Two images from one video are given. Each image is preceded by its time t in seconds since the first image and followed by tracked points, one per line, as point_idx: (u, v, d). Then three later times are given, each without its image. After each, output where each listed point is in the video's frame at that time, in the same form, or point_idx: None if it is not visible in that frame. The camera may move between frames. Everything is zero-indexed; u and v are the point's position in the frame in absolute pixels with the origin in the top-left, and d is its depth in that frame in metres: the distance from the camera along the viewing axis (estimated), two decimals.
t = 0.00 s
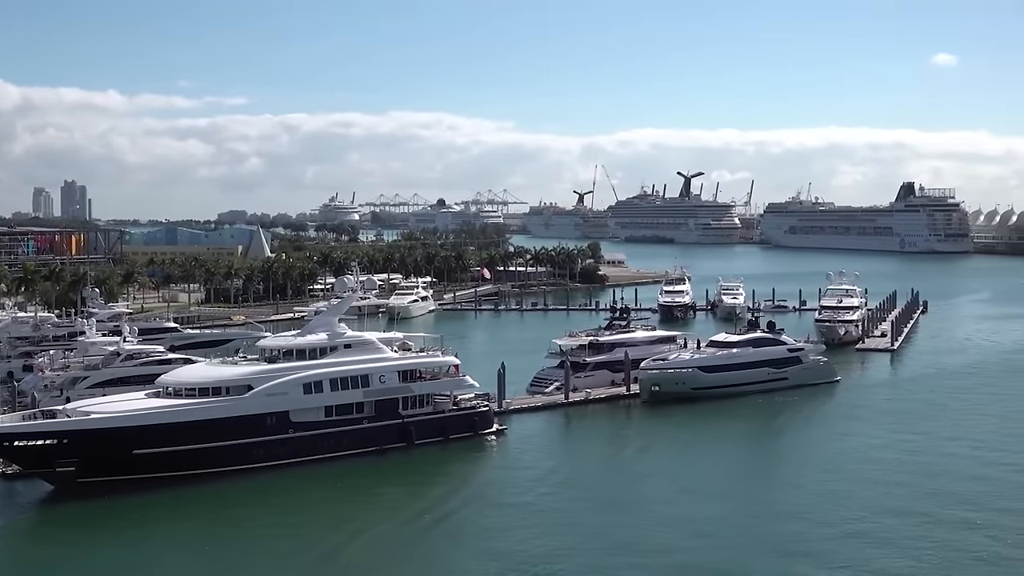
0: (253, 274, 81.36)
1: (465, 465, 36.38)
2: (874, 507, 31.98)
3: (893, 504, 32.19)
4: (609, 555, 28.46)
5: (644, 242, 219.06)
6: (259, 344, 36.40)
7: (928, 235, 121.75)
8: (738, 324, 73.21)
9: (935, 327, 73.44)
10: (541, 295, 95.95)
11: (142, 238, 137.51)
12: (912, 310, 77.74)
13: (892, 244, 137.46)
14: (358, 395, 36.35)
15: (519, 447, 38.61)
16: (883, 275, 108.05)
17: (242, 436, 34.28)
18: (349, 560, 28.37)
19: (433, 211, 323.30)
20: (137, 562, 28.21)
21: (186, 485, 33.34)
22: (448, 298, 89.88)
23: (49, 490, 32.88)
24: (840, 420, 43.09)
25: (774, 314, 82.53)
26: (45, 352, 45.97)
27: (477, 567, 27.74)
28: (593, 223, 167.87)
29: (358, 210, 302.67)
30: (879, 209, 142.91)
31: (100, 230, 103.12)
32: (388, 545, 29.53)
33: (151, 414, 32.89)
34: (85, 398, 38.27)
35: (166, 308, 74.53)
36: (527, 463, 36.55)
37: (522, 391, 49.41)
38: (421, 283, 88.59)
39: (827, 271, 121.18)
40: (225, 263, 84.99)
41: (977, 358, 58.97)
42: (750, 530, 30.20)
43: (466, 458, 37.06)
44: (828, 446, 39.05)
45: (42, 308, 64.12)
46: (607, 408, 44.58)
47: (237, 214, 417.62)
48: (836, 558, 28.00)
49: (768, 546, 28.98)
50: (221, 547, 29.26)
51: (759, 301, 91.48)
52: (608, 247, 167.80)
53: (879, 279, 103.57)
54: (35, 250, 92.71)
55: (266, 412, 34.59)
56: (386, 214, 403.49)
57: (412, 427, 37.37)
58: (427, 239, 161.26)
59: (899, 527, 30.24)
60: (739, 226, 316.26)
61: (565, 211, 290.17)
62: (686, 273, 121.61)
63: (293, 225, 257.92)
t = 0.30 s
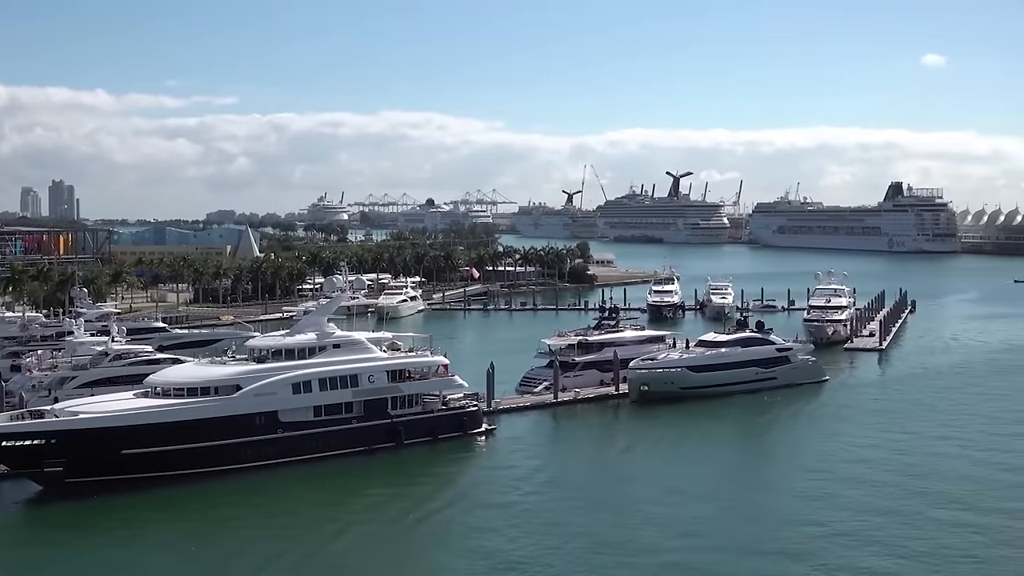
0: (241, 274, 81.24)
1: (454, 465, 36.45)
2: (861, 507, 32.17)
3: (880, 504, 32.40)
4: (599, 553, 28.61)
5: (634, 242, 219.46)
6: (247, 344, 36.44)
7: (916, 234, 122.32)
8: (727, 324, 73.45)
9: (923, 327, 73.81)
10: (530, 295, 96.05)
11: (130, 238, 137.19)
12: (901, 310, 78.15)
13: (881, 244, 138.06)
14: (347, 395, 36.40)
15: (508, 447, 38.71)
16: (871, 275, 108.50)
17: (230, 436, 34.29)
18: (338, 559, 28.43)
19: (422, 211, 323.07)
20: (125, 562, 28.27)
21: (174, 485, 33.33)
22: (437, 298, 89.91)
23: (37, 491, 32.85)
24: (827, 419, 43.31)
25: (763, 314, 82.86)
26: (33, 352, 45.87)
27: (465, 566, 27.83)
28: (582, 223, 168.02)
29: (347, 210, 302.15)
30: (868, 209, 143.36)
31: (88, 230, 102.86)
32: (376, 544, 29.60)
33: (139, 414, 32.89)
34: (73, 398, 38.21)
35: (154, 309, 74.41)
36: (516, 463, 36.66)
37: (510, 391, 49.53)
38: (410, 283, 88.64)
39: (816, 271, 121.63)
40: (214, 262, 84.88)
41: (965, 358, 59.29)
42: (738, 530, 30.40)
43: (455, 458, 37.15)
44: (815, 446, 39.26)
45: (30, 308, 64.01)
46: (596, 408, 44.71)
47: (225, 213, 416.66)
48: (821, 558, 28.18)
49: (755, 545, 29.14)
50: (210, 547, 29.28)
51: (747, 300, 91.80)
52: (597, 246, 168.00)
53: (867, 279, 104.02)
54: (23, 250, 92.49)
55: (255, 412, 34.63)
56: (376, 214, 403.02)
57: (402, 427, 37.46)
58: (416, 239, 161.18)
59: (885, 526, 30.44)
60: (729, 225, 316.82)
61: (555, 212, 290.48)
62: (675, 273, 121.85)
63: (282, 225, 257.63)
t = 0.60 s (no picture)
0: (229, 274, 81.05)
1: (442, 465, 36.51)
2: (847, 506, 32.39)
3: (864, 504, 32.61)
4: (586, 552, 28.76)
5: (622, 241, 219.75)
6: (234, 343, 36.45)
7: (903, 234, 122.85)
8: (715, 323, 73.64)
9: (909, 326, 74.16)
10: (518, 295, 96.10)
11: (117, 238, 136.67)
12: (887, 310, 78.50)
13: (868, 244, 138.58)
14: (335, 394, 36.45)
15: (495, 447, 38.78)
16: (858, 275, 108.93)
17: (219, 436, 34.28)
18: (326, 559, 28.48)
19: (410, 211, 322.54)
20: (112, 563, 28.27)
21: (161, 485, 33.29)
22: (425, 297, 89.89)
23: (23, 491, 32.85)
24: (813, 419, 43.52)
25: (750, 314, 83.14)
26: (19, 352, 45.73)
27: (454, 567, 27.90)
28: (570, 222, 168.11)
29: (335, 209, 301.42)
30: (855, 209, 143.85)
31: (74, 230, 102.46)
32: (363, 544, 29.65)
33: (126, 414, 32.85)
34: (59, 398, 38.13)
35: (141, 308, 74.23)
36: (503, 463, 36.72)
37: (498, 390, 49.61)
38: (398, 283, 88.60)
39: (803, 271, 122.00)
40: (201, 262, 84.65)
41: (951, 358, 59.61)
42: (724, 529, 30.56)
43: (443, 458, 37.21)
44: (801, 446, 39.46)
45: (16, 308, 63.74)
46: (583, 408, 44.84)
47: (212, 213, 415.34)
48: (807, 557, 28.39)
49: (741, 544, 29.33)
50: (198, 547, 29.31)
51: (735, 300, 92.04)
52: (585, 246, 168.13)
53: (854, 279, 104.43)
54: (8, 249, 92.07)
55: (242, 411, 34.62)
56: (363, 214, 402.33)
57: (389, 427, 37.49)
58: (404, 239, 160.97)
59: (870, 526, 30.67)
60: (716, 224, 317.43)
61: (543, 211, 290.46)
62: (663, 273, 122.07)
63: (269, 225, 256.97)
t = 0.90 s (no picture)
0: (214, 274, 80.73)
1: (429, 465, 36.52)
2: (834, 506, 32.61)
3: (849, 504, 32.81)
4: (573, 552, 28.87)
5: (608, 241, 220.01)
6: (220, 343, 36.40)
7: (888, 234, 123.45)
8: (701, 323, 73.82)
9: (894, 326, 74.54)
10: (504, 295, 96.14)
11: (101, 237, 135.94)
12: (872, 310, 78.87)
13: (853, 244, 139.22)
14: (321, 394, 36.43)
15: (482, 447, 38.82)
16: (843, 275, 109.42)
17: (206, 436, 34.23)
18: (315, 559, 28.50)
19: (396, 211, 322.02)
20: (100, 562, 28.23)
21: (148, 485, 33.22)
22: (411, 297, 89.85)
23: (9, 492, 32.72)
24: (799, 419, 43.75)
25: (736, 314, 83.41)
26: (4, 352, 45.48)
27: (445, 566, 27.97)
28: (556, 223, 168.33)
29: (320, 209, 300.64)
30: (840, 209, 144.39)
31: (59, 230, 101.88)
32: (351, 543, 29.67)
33: (113, 415, 32.76)
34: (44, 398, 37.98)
35: (126, 309, 73.91)
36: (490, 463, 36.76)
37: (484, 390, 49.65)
38: (384, 283, 88.50)
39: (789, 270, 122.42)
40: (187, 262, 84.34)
41: (936, 358, 59.98)
42: (711, 529, 30.70)
43: (430, 458, 37.24)
44: (787, 446, 39.66)
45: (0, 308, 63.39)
46: (570, 407, 44.95)
47: (197, 213, 413.60)
48: (794, 556, 28.56)
49: (728, 544, 29.51)
50: (186, 547, 29.28)
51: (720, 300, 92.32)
52: (572, 246, 168.24)
53: (839, 279, 104.90)
54: None
55: (229, 411, 34.58)
56: (349, 214, 401.47)
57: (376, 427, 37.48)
58: (390, 239, 160.67)
59: (856, 525, 30.88)
60: (702, 224, 318.25)
61: (529, 211, 290.50)
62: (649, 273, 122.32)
63: (254, 224, 256.03)
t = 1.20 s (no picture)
0: (199, 274, 80.44)
1: (415, 465, 36.40)
2: (820, 506, 32.65)
3: (835, 504, 32.85)
4: (560, 552, 28.80)
5: (595, 240, 220.22)
6: (205, 344, 36.19)
7: (873, 234, 123.91)
8: (687, 323, 73.91)
9: (879, 326, 74.81)
10: (490, 295, 96.13)
11: (86, 238, 135.24)
12: (858, 309, 79.10)
13: (838, 244, 139.74)
14: (306, 395, 36.27)
15: (469, 447, 38.73)
16: (829, 275, 109.81)
17: (191, 436, 34.03)
18: (301, 559, 28.39)
19: (382, 211, 321.46)
20: (85, 563, 28.08)
21: (132, 486, 33.01)
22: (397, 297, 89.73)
23: None
24: (785, 419, 43.81)
25: (722, 313, 83.59)
26: None
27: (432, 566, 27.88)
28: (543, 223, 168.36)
29: (307, 208, 299.94)
30: (825, 209, 144.92)
31: (44, 230, 101.34)
32: (337, 543, 29.56)
33: (96, 415, 32.53)
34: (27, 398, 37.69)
35: (111, 309, 73.54)
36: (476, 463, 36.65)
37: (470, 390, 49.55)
38: (370, 283, 88.34)
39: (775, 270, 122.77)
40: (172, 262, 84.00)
41: (921, 358, 60.20)
42: (697, 529, 30.69)
43: (417, 458, 37.13)
44: (773, 445, 39.71)
45: None
46: (556, 407, 44.92)
47: (183, 212, 411.85)
48: (782, 556, 28.59)
49: (714, 543, 29.46)
50: (172, 547, 29.14)
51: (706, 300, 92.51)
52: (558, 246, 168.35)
53: (824, 279, 105.29)
54: None
55: (214, 412, 34.39)
56: (335, 214, 400.56)
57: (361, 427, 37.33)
58: (377, 239, 160.44)
59: (842, 525, 30.95)
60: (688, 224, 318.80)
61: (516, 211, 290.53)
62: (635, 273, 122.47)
63: (241, 225, 255.26)
